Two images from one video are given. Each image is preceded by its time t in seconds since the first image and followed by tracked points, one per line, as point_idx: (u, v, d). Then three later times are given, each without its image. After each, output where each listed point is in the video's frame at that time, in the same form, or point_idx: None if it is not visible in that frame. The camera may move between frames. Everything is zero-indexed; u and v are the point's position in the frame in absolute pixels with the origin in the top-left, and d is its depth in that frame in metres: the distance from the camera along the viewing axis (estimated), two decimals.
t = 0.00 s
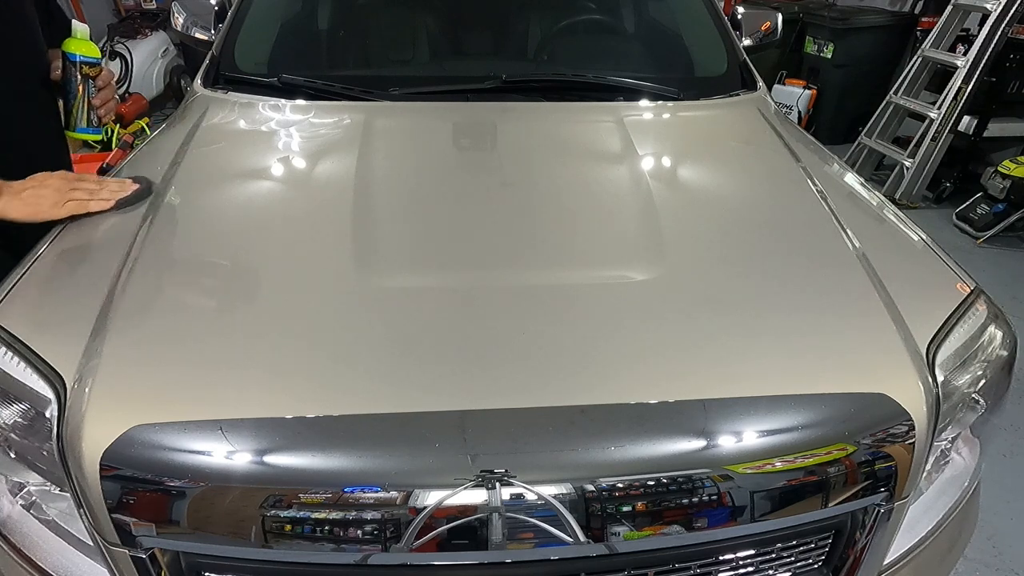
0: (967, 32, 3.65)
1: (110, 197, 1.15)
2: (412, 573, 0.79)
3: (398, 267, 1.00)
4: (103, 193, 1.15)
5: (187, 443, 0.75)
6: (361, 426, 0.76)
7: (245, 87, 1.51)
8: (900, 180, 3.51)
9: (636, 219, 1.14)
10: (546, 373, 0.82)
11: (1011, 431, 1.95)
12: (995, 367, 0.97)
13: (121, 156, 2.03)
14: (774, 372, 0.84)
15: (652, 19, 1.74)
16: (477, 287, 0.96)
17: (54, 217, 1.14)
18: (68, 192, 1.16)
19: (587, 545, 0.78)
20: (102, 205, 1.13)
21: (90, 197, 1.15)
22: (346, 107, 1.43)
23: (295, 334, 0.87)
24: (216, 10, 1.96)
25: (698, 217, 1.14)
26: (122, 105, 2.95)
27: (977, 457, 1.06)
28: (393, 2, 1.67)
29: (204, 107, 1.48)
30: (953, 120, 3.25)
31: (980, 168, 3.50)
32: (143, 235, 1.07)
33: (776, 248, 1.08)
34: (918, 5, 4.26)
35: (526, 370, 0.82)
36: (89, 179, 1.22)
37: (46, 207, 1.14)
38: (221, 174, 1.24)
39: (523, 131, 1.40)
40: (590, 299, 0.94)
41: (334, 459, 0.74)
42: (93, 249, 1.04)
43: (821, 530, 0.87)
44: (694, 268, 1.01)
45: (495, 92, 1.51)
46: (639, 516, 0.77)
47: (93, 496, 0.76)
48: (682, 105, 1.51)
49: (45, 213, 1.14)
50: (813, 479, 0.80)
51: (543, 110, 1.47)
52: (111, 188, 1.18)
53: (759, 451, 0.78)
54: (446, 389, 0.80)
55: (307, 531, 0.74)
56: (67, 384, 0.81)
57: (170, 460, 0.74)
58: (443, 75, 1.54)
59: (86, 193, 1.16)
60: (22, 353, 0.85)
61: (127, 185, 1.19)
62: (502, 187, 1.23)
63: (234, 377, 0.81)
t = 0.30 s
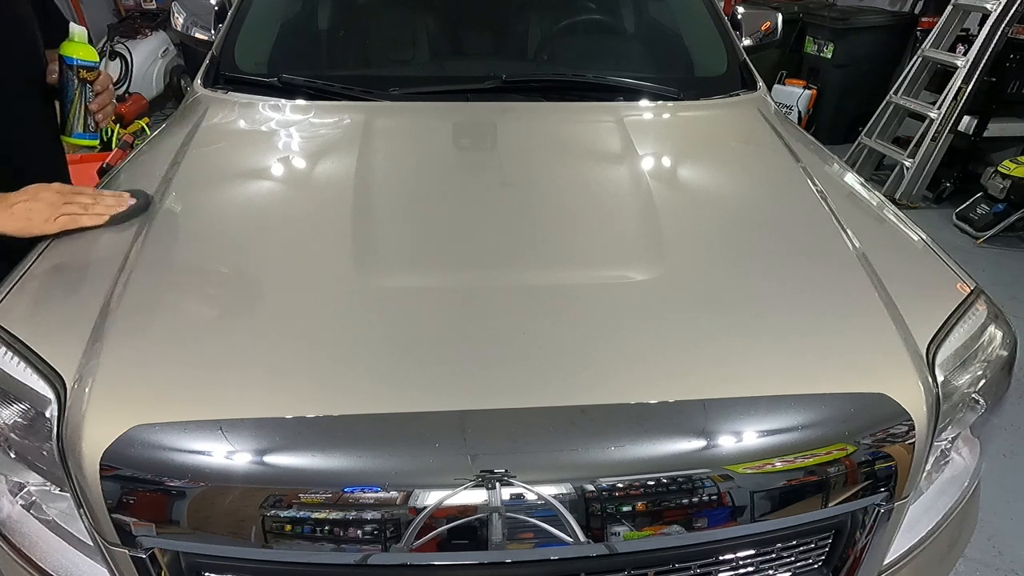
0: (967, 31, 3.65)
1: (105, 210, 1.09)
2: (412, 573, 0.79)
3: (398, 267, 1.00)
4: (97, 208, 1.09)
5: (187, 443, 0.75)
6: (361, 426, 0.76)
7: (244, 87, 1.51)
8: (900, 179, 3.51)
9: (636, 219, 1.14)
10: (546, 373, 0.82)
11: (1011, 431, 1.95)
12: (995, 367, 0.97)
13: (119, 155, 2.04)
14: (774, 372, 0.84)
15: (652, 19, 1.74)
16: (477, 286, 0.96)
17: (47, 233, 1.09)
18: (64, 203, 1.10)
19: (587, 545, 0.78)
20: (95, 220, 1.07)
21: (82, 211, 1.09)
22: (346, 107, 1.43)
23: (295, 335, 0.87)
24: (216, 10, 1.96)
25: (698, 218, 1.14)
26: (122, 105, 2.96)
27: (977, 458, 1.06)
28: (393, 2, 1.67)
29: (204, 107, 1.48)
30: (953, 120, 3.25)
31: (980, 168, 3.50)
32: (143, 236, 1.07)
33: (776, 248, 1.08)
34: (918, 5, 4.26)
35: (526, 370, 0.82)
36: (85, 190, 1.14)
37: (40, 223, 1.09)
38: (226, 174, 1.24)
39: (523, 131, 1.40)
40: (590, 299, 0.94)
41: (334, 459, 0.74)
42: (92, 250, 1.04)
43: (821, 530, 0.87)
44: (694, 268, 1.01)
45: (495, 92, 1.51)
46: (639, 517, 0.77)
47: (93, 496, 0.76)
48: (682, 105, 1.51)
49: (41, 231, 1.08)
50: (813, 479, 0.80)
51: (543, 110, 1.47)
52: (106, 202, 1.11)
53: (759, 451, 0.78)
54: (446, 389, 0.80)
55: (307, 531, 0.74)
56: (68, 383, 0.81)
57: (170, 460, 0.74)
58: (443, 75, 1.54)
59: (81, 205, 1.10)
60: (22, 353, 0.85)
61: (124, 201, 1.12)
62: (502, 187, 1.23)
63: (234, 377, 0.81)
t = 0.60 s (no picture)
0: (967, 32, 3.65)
1: (110, 223, 1.07)
2: (412, 573, 0.79)
3: (398, 267, 1.00)
4: (104, 217, 1.07)
5: (187, 443, 0.75)
6: (361, 426, 0.76)
7: (244, 87, 1.51)
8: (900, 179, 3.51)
9: (636, 219, 1.14)
10: (546, 373, 0.82)
11: (1011, 431, 1.95)
12: (995, 367, 0.97)
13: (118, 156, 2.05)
14: (774, 372, 0.84)
15: (652, 19, 1.74)
16: (477, 287, 0.96)
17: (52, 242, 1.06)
18: (74, 213, 1.09)
19: (587, 545, 0.78)
20: (102, 231, 1.05)
21: (94, 217, 1.07)
22: (346, 108, 1.43)
23: (295, 335, 0.87)
24: (216, 10, 1.95)
25: (698, 218, 1.14)
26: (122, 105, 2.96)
27: (977, 458, 1.06)
28: (393, 2, 1.67)
29: (204, 107, 1.48)
30: (953, 120, 3.25)
31: (980, 168, 3.50)
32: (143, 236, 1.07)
33: (776, 248, 1.08)
34: (918, 5, 4.26)
35: (526, 370, 0.82)
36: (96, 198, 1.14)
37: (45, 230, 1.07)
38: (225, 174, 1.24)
39: (523, 131, 1.40)
40: (590, 299, 0.94)
41: (334, 459, 0.74)
42: (92, 250, 1.04)
43: (821, 530, 0.87)
44: (695, 268, 1.01)
45: (495, 92, 1.51)
46: (639, 516, 0.77)
47: (93, 496, 0.76)
48: (682, 105, 1.51)
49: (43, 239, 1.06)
50: (813, 479, 0.80)
51: (543, 110, 1.47)
52: (115, 211, 1.09)
53: (759, 451, 0.78)
54: (446, 388, 0.80)
55: (307, 531, 0.74)
56: (68, 383, 0.81)
57: (170, 460, 0.74)
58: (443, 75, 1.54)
59: (90, 215, 1.08)
60: (22, 352, 0.85)
61: (132, 211, 1.10)
62: (502, 187, 1.23)
63: (234, 377, 0.81)
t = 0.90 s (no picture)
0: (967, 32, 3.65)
1: (148, 194, 1.15)
2: (412, 573, 0.79)
3: (399, 267, 1.00)
4: (147, 188, 1.17)
5: (187, 443, 0.75)
6: (361, 426, 0.76)
7: (244, 87, 1.51)
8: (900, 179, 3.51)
9: (636, 219, 1.14)
10: (546, 373, 0.82)
11: (1011, 431, 1.95)
12: (995, 367, 0.97)
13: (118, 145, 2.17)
14: (774, 372, 0.84)
15: (652, 19, 1.74)
16: (478, 286, 0.96)
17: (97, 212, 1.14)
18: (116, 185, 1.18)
19: (587, 545, 0.78)
20: (145, 202, 1.14)
21: (132, 190, 1.16)
22: (346, 107, 1.43)
23: (295, 335, 0.87)
24: (216, 10, 1.95)
25: (698, 217, 1.14)
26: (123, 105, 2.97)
27: (977, 458, 1.06)
28: (393, 2, 1.67)
29: (204, 107, 1.48)
30: (953, 120, 3.25)
31: (980, 168, 3.50)
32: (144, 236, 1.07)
33: (776, 248, 1.08)
34: (918, 5, 4.26)
35: (526, 370, 0.82)
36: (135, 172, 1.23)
37: (89, 203, 1.15)
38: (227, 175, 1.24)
39: (523, 131, 1.40)
40: (590, 299, 0.94)
41: (334, 459, 0.74)
42: (91, 250, 1.04)
43: (821, 530, 0.86)
44: (695, 268, 1.01)
45: (495, 92, 1.51)
46: (639, 516, 0.77)
47: (93, 496, 0.76)
48: (682, 105, 1.51)
49: (90, 211, 1.14)
50: (813, 479, 0.80)
51: (543, 110, 1.47)
52: (153, 182, 1.19)
53: (759, 451, 0.78)
54: (446, 389, 0.80)
55: (307, 531, 0.74)
56: (67, 384, 0.81)
57: (170, 460, 0.74)
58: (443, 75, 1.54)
59: (130, 187, 1.17)
60: (22, 353, 0.85)
61: (167, 184, 1.19)
62: (502, 187, 1.23)
63: (234, 377, 0.81)
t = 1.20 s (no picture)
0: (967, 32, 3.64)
1: (188, 197, 1.14)
2: (412, 573, 0.79)
3: (399, 267, 1.00)
4: (182, 190, 1.15)
5: (187, 443, 0.75)
6: (361, 426, 0.76)
7: (244, 87, 1.51)
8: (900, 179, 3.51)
9: (636, 219, 1.14)
10: (545, 373, 0.82)
11: (1011, 431, 1.95)
12: (995, 367, 0.97)
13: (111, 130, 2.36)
14: (774, 372, 0.84)
15: (652, 19, 1.74)
16: (478, 286, 0.96)
17: (130, 210, 1.13)
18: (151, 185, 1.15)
19: (587, 545, 0.78)
20: (180, 203, 1.12)
21: (168, 193, 1.14)
22: (346, 108, 1.43)
23: (295, 335, 0.87)
24: (216, 10, 1.95)
25: (698, 217, 1.14)
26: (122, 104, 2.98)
27: (977, 458, 1.06)
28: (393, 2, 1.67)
29: (203, 107, 1.48)
30: (953, 120, 3.25)
31: (980, 168, 3.50)
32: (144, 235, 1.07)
33: (776, 248, 1.08)
34: (918, 5, 4.26)
35: (526, 370, 0.82)
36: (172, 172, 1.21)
37: (124, 201, 1.13)
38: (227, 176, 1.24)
39: (523, 131, 1.40)
40: (590, 299, 0.94)
41: (334, 459, 0.74)
42: (92, 250, 1.04)
43: (821, 530, 0.86)
44: (695, 268, 1.01)
45: (495, 92, 1.51)
46: (639, 516, 0.77)
47: (93, 496, 0.76)
48: (682, 105, 1.51)
49: (124, 210, 1.13)
50: (813, 479, 0.80)
51: (543, 110, 1.47)
52: (190, 185, 1.17)
53: (759, 451, 0.78)
54: (446, 389, 0.80)
55: (307, 531, 0.74)
56: (67, 383, 0.81)
57: (170, 460, 0.74)
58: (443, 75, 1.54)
59: (167, 188, 1.15)
60: (22, 353, 0.85)
61: (205, 188, 1.17)
62: (502, 187, 1.23)
63: (234, 377, 0.81)
